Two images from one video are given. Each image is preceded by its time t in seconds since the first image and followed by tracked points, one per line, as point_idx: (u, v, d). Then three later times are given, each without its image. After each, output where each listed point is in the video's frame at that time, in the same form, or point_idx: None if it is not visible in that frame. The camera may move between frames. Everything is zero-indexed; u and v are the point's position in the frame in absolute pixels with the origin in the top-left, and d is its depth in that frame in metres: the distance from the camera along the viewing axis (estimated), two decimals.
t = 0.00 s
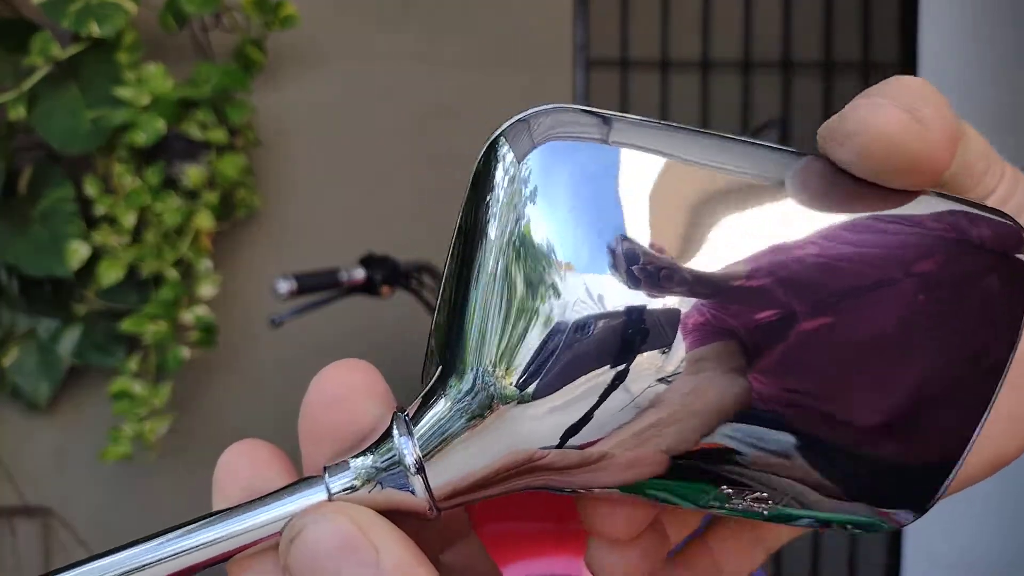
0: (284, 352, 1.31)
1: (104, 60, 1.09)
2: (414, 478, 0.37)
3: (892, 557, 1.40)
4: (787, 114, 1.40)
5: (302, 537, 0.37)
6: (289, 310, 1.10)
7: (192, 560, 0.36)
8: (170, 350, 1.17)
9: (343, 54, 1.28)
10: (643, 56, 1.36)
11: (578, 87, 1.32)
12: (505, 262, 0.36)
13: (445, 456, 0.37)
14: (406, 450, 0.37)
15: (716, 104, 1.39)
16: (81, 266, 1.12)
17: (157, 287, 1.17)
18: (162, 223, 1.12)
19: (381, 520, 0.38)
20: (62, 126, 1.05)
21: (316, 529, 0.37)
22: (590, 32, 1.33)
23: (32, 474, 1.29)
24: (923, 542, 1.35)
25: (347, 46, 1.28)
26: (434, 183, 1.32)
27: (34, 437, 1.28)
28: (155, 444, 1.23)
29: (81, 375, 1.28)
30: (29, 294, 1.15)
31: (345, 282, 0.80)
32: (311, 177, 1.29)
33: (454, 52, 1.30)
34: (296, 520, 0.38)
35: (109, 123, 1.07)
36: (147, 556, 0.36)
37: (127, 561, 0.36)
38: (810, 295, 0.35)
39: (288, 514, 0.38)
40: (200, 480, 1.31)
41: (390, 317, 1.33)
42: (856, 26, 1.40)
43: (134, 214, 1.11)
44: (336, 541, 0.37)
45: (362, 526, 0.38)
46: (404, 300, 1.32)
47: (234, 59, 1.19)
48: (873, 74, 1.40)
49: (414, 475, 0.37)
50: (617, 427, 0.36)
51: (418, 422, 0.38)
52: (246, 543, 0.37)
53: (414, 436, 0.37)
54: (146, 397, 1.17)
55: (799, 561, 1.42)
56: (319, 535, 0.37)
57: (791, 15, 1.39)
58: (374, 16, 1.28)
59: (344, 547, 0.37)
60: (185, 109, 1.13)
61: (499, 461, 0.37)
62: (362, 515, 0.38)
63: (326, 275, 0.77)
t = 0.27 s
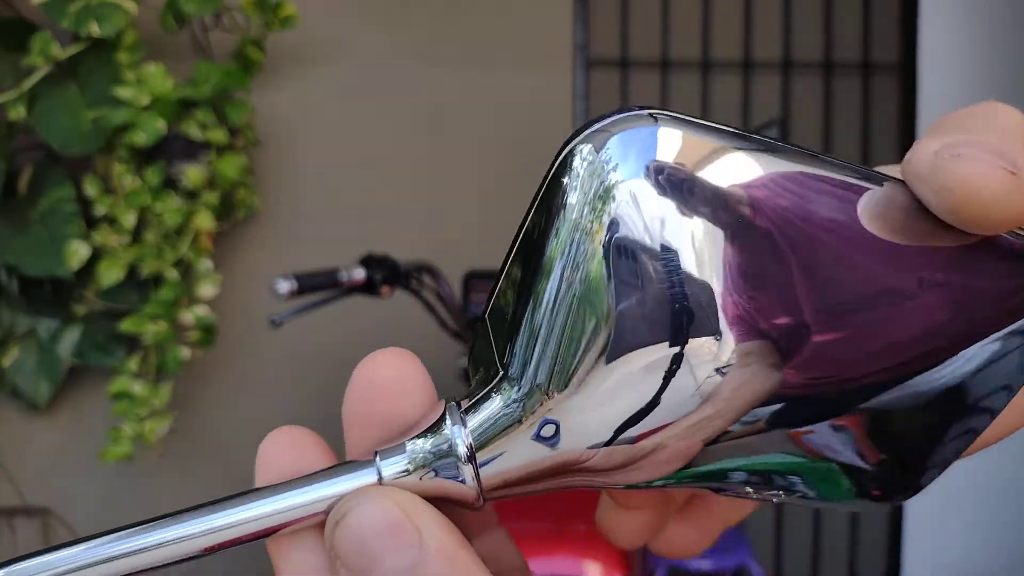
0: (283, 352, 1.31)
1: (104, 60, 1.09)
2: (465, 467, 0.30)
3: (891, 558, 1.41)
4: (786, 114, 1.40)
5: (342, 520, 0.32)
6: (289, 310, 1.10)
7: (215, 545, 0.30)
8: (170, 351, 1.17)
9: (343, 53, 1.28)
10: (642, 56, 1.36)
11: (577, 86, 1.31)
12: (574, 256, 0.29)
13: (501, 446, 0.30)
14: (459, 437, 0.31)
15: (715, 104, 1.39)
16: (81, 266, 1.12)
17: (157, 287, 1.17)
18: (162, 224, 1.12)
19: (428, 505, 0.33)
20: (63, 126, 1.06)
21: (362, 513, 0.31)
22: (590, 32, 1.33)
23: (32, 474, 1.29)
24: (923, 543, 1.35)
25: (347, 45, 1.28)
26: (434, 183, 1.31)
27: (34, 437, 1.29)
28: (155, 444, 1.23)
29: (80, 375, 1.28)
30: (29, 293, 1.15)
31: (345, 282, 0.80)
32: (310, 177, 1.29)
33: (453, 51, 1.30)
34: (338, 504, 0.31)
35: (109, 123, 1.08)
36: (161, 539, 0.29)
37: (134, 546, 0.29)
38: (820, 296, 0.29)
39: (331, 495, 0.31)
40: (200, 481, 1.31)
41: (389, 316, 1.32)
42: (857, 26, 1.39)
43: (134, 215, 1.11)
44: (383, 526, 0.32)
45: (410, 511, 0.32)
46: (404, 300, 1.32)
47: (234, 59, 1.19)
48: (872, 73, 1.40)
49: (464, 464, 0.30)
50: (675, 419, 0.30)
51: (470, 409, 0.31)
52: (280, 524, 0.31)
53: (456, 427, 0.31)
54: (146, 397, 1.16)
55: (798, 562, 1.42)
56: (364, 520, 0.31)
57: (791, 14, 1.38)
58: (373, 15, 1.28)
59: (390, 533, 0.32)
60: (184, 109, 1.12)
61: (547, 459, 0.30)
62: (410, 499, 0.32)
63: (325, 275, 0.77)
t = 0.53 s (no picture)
0: (283, 352, 1.31)
1: (104, 60, 1.09)
2: (487, 475, 0.27)
3: (890, 558, 1.41)
4: (786, 114, 1.40)
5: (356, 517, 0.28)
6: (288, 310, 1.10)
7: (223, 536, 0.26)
8: (170, 351, 1.17)
9: (343, 52, 1.28)
10: (642, 57, 1.36)
11: (577, 86, 1.31)
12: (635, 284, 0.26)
13: (528, 449, 0.27)
14: (483, 440, 0.27)
15: (715, 104, 1.39)
16: (81, 266, 1.12)
17: (157, 287, 1.17)
18: (162, 224, 1.12)
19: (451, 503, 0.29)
20: (62, 126, 1.06)
21: (380, 510, 0.28)
22: (590, 32, 1.33)
23: (32, 474, 1.29)
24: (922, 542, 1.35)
25: (347, 45, 1.28)
26: (434, 183, 1.31)
27: (34, 437, 1.29)
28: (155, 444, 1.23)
29: (80, 375, 1.28)
30: (29, 293, 1.16)
31: (345, 282, 0.80)
32: (310, 177, 1.29)
33: (453, 51, 1.30)
34: (358, 497, 0.28)
35: (109, 122, 1.08)
36: (161, 528, 0.25)
37: (128, 533, 0.25)
38: (819, 316, 0.27)
39: (349, 489, 0.28)
40: (200, 481, 1.31)
41: (389, 317, 1.32)
42: (857, 25, 1.39)
43: (134, 215, 1.11)
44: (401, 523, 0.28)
45: (429, 508, 0.29)
46: (404, 300, 1.32)
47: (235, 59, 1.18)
48: (872, 73, 1.40)
49: (487, 467, 0.27)
50: (709, 420, 0.27)
51: (494, 413, 0.28)
52: (297, 518, 0.27)
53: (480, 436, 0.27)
54: (146, 398, 1.16)
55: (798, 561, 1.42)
56: (380, 518, 0.28)
57: (792, 15, 1.38)
58: (373, 15, 1.28)
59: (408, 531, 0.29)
60: (185, 109, 1.12)
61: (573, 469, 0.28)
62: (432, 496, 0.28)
63: (324, 275, 0.76)
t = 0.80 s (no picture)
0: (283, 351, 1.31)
1: (106, 62, 1.10)
2: (525, 481, 0.22)
3: (888, 558, 1.42)
4: (784, 115, 1.41)
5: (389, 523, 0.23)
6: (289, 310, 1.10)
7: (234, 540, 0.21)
8: (172, 350, 1.17)
9: (342, 52, 1.29)
10: (641, 59, 1.37)
11: (577, 87, 1.32)
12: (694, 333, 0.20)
13: (555, 465, 0.22)
14: (522, 449, 0.22)
15: (714, 106, 1.40)
16: (83, 266, 1.13)
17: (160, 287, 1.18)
18: (164, 224, 1.13)
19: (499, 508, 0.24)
20: (65, 128, 1.07)
21: (411, 508, 0.23)
22: (590, 33, 1.34)
23: (34, 474, 1.30)
24: (921, 542, 1.36)
25: (348, 46, 1.29)
26: (434, 184, 1.32)
27: (36, 436, 1.30)
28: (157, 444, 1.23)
29: (82, 375, 1.28)
30: (32, 294, 1.17)
31: (347, 282, 0.81)
32: (310, 178, 1.29)
33: (453, 52, 1.30)
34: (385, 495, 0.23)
35: (111, 124, 1.09)
36: (168, 529, 0.21)
37: (140, 535, 0.21)
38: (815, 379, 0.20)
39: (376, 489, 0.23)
40: (201, 481, 1.32)
41: (389, 317, 1.32)
42: (855, 26, 1.40)
43: (136, 215, 1.12)
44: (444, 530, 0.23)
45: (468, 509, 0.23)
46: (403, 300, 1.32)
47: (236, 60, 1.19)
48: (870, 75, 1.41)
49: (526, 472, 0.22)
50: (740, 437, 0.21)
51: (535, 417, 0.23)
52: (329, 519, 0.23)
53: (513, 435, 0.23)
54: (150, 397, 1.17)
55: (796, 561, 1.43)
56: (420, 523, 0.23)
57: (790, 17, 1.39)
58: (373, 17, 1.29)
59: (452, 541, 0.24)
60: (186, 110, 1.13)
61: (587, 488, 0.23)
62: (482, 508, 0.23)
63: (325, 275, 0.77)
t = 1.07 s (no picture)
0: (285, 351, 1.33)
1: (110, 65, 1.12)
2: (590, 470, 0.24)
3: (885, 557, 1.42)
4: (782, 117, 1.42)
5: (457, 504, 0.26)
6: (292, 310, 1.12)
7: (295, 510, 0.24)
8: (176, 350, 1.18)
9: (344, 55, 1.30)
10: (640, 60, 1.37)
11: (576, 89, 1.33)
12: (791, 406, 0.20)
13: (619, 459, 0.23)
14: (588, 444, 0.24)
15: (712, 107, 1.41)
16: (88, 266, 1.15)
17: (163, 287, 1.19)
18: (167, 224, 1.14)
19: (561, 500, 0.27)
20: (68, 129, 1.08)
21: (484, 488, 0.25)
22: (589, 36, 1.35)
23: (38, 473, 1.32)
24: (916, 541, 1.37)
25: (349, 49, 1.30)
26: (435, 185, 1.33)
27: (39, 435, 1.31)
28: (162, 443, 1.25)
29: (85, 374, 1.30)
30: (36, 294, 1.18)
31: (349, 283, 0.82)
32: (312, 179, 1.31)
33: (453, 55, 1.32)
34: (456, 479, 0.25)
35: (114, 125, 1.11)
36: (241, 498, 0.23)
37: (223, 500, 0.23)
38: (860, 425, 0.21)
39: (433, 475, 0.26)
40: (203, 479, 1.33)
41: (390, 317, 1.33)
42: (851, 29, 1.41)
43: (140, 216, 1.13)
44: (510, 512, 0.26)
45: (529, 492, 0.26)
46: (405, 301, 1.33)
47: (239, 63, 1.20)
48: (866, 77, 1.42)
49: (591, 466, 0.24)
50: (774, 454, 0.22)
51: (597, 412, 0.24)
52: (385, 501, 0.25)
53: (580, 435, 0.24)
54: (153, 397, 1.17)
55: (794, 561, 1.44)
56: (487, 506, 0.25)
57: (787, 20, 1.40)
58: (374, 20, 1.30)
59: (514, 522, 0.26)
60: (189, 112, 1.13)
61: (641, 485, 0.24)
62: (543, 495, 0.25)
63: (327, 276, 0.78)
